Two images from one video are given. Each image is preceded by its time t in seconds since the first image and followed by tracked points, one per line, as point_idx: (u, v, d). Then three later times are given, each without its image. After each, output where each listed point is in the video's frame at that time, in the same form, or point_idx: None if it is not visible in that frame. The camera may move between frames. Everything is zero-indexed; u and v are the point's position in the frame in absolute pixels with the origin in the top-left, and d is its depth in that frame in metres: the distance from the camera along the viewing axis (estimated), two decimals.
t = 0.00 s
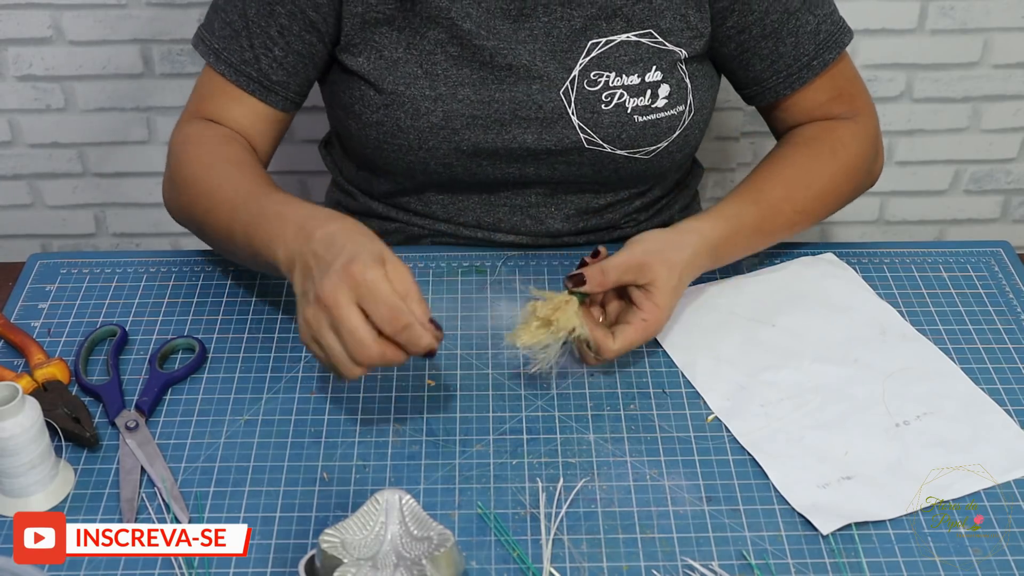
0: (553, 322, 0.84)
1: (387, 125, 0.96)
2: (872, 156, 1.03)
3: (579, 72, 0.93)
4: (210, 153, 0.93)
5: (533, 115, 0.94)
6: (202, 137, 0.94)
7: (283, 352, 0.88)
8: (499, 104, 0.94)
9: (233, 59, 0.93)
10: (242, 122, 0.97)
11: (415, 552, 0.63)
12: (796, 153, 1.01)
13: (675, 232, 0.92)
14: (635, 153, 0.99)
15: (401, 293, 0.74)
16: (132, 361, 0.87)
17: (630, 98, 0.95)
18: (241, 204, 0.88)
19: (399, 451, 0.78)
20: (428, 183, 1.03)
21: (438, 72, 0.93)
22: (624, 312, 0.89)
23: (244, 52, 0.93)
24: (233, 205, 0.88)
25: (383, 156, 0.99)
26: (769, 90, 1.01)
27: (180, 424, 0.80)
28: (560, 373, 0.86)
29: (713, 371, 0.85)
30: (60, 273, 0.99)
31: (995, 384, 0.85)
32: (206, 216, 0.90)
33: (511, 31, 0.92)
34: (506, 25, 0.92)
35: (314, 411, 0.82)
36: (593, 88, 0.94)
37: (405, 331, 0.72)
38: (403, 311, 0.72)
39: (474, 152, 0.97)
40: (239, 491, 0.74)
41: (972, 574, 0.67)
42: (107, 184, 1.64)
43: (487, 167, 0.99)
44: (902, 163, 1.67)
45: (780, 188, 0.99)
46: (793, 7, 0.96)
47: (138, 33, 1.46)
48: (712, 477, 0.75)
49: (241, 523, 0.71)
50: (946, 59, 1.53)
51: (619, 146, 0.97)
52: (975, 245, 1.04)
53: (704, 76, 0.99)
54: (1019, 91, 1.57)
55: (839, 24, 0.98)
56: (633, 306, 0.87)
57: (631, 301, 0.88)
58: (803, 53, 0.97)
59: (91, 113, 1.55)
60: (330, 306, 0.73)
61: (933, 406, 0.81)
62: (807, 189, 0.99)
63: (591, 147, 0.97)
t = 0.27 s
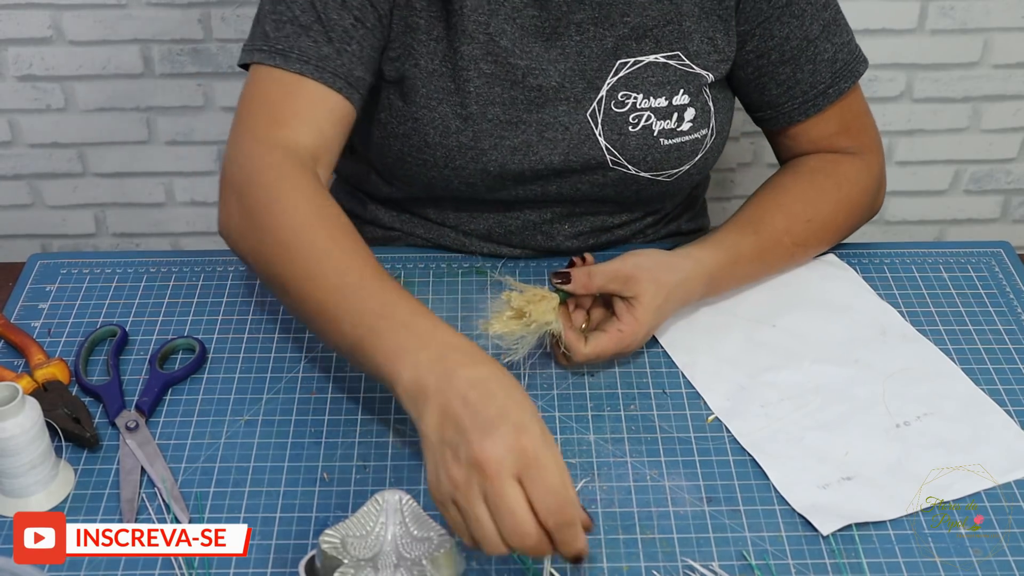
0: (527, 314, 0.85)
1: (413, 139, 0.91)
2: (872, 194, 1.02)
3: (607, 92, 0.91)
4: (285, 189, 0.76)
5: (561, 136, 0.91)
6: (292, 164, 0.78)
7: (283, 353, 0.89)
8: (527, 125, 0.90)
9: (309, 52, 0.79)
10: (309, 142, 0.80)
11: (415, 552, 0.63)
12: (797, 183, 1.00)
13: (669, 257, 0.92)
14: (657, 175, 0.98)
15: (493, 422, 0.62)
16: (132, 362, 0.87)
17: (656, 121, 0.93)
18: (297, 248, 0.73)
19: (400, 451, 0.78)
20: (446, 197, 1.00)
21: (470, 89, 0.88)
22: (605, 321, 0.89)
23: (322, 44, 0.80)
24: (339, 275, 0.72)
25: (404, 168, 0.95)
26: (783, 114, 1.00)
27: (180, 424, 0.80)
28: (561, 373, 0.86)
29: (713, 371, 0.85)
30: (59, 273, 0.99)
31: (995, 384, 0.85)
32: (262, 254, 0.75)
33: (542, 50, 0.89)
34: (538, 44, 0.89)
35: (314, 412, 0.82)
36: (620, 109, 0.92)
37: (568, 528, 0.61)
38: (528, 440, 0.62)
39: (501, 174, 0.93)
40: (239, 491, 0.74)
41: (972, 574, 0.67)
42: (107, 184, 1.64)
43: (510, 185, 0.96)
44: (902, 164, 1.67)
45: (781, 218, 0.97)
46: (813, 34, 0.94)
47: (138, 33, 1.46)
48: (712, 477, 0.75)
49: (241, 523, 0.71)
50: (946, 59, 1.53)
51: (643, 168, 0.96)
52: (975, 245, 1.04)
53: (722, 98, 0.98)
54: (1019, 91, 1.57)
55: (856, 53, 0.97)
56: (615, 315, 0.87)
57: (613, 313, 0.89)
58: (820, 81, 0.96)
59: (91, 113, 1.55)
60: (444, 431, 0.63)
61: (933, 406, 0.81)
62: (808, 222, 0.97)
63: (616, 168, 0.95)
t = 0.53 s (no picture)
0: (525, 310, 0.83)
1: (440, 157, 0.91)
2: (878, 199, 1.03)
3: (630, 103, 0.90)
4: (356, 225, 0.72)
5: (585, 150, 0.92)
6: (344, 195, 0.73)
7: (284, 353, 0.89)
8: (556, 143, 0.90)
9: (361, 70, 0.74)
10: (365, 166, 0.75)
11: (415, 552, 0.63)
12: (805, 186, 1.00)
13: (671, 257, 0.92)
14: (679, 186, 0.98)
15: (572, 530, 0.60)
16: (132, 362, 0.87)
17: (679, 131, 0.93)
18: (369, 292, 0.69)
19: (400, 451, 0.78)
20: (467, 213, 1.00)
21: (500, 110, 0.88)
22: (605, 318, 0.89)
23: (373, 61, 0.75)
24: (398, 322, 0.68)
25: (429, 183, 0.95)
26: (796, 117, 1.00)
27: (181, 424, 0.80)
28: (561, 373, 0.86)
29: (714, 371, 0.85)
30: (60, 273, 0.99)
31: (995, 384, 0.85)
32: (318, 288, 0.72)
33: (572, 67, 0.88)
34: (568, 61, 0.88)
35: (314, 412, 0.82)
36: (644, 120, 0.91)
37: None
38: (608, 555, 0.60)
39: (528, 191, 0.93)
40: (239, 492, 0.74)
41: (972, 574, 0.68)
42: (107, 184, 1.64)
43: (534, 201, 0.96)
44: (902, 164, 1.67)
45: (787, 220, 0.97)
46: (826, 36, 0.94)
47: (138, 33, 1.46)
48: (713, 477, 0.75)
49: (241, 523, 0.71)
50: (947, 59, 1.53)
51: (666, 178, 0.96)
52: (975, 245, 1.04)
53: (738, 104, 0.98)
54: (1019, 91, 1.57)
55: (867, 53, 0.96)
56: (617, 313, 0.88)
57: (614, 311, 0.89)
58: (832, 83, 0.96)
59: (91, 113, 1.55)
60: (518, 525, 0.61)
61: (934, 407, 0.81)
62: (813, 224, 0.97)
63: (639, 179, 0.95)
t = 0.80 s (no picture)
0: (524, 309, 0.83)
1: (440, 159, 0.91)
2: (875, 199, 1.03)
3: (629, 103, 0.90)
4: (360, 229, 0.72)
5: (583, 151, 0.92)
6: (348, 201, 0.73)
7: (284, 353, 0.89)
8: (555, 144, 0.90)
9: (367, 73, 0.74)
10: (374, 170, 0.75)
11: (415, 552, 0.63)
12: (803, 186, 1.00)
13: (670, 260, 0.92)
14: (678, 186, 0.98)
15: (562, 552, 0.59)
16: (132, 362, 0.87)
17: (677, 131, 0.93)
18: (369, 300, 0.69)
19: (400, 451, 0.78)
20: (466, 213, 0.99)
21: (499, 111, 0.88)
22: (605, 318, 0.89)
23: (379, 64, 0.75)
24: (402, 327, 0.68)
25: (428, 184, 0.95)
26: (794, 117, 1.00)
27: (180, 424, 0.80)
28: (561, 373, 0.86)
29: (713, 371, 0.85)
30: (60, 273, 0.99)
31: (995, 384, 0.85)
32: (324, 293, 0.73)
33: (571, 68, 0.88)
34: (567, 62, 0.88)
35: (314, 412, 0.82)
36: (642, 120, 0.91)
37: None
38: None
39: (528, 192, 0.94)
40: (239, 491, 0.74)
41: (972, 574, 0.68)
42: (107, 184, 1.64)
43: (532, 202, 0.96)
44: (902, 164, 1.67)
45: (785, 220, 0.97)
46: (825, 35, 0.94)
47: (138, 33, 1.46)
48: (712, 477, 0.75)
49: (241, 523, 0.71)
50: (946, 59, 1.53)
51: (664, 179, 0.96)
52: (975, 245, 1.04)
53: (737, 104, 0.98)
54: (1019, 91, 1.57)
55: (866, 52, 0.96)
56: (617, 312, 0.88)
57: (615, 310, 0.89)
58: (830, 82, 0.96)
59: (91, 113, 1.55)
60: (513, 542, 0.61)
61: (934, 407, 0.81)
62: (811, 225, 0.97)
63: (637, 180, 0.95)
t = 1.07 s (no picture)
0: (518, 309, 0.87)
1: (436, 153, 0.91)
2: (872, 196, 1.03)
3: (625, 100, 0.90)
4: (349, 213, 0.72)
5: (580, 147, 0.92)
6: (334, 186, 0.73)
7: (283, 353, 0.88)
8: (551, 139, 0.90)
9: (358, 67, 0.75)
10: (365, 161, 0.75)
11: (415, 552, 0.63)
12: (798, 181, 1.01)
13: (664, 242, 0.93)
14: (677, 183, 0.97)
15: (553, 482, 0.60)
16: (132, 362, 0.87)
17: (675, 129, 0.93)
18: (359, 281, 0.69)
19: (400, 450, 0.78)
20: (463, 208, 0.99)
21: (496, 105, 0.88)
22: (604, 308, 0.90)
23: (370, 57, 0.75)
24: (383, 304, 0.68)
25: (425, 179, 0.95)
26: (790, 117, 1.00)
27: (180, 424, 0.80)
28: (561, 373, 0.86)
29: (713, 371, 0.85)
30: (59, 273, 0.99)
31: (995, 384, 0.85)
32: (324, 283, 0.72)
33: (567, 63, 0.88)
34: (562, 57, 0.88)
35: (314, 412, 0.82)
36: (639, 117, 0.91)
37: None
38: (588, 504, 0.60)
39: (525, 188, 0.93)
40: (239, 491, 0.74)
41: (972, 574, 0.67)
42: (107, 184, 1.64)
43: (530, 198, 0.96)
44: (902, 164, 1.67)
45: (778, 210, 0.98)
46: (822, 36, 0.94)
47: (138, 33, 1.46)
48: (712, 477, 0.75)
49: (241, 523, 0.71)
50: (946, 59, 1.53)
51: (661, 176, 0.96)
52: (975, 245, 1.04)
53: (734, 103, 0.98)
54: (1019, 91, 1.57)
55: (863, 53, 0.97)
56: (616, 297, 0.88)
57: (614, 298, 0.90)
58: (827, 83, 0.96)
59: (91, 113, 1.55)
60: (503, 484, 0.61)
61: (934, 407, 0.81)
62: (805, 216, 0.98)
63: (635, 177, 0.95)
